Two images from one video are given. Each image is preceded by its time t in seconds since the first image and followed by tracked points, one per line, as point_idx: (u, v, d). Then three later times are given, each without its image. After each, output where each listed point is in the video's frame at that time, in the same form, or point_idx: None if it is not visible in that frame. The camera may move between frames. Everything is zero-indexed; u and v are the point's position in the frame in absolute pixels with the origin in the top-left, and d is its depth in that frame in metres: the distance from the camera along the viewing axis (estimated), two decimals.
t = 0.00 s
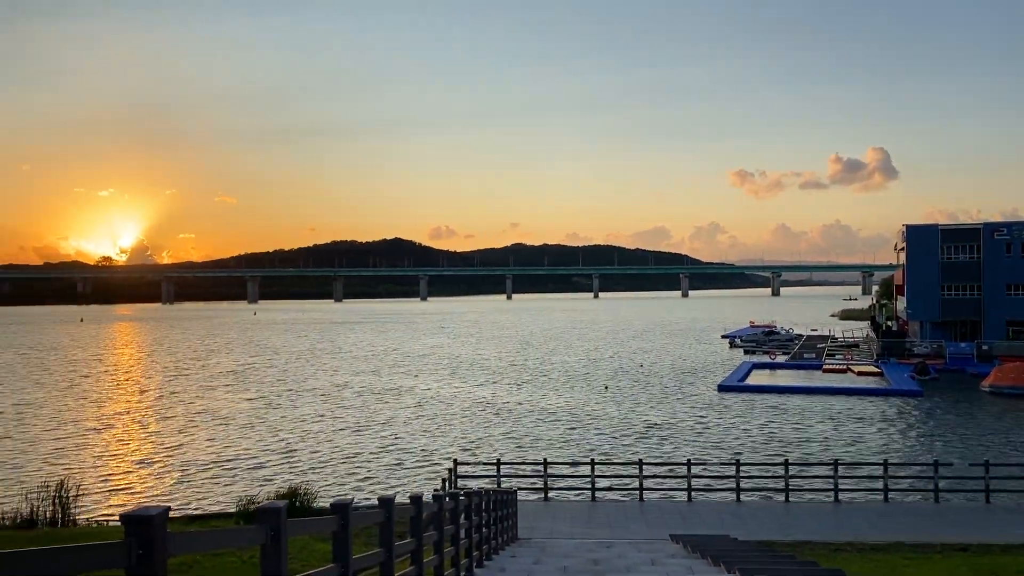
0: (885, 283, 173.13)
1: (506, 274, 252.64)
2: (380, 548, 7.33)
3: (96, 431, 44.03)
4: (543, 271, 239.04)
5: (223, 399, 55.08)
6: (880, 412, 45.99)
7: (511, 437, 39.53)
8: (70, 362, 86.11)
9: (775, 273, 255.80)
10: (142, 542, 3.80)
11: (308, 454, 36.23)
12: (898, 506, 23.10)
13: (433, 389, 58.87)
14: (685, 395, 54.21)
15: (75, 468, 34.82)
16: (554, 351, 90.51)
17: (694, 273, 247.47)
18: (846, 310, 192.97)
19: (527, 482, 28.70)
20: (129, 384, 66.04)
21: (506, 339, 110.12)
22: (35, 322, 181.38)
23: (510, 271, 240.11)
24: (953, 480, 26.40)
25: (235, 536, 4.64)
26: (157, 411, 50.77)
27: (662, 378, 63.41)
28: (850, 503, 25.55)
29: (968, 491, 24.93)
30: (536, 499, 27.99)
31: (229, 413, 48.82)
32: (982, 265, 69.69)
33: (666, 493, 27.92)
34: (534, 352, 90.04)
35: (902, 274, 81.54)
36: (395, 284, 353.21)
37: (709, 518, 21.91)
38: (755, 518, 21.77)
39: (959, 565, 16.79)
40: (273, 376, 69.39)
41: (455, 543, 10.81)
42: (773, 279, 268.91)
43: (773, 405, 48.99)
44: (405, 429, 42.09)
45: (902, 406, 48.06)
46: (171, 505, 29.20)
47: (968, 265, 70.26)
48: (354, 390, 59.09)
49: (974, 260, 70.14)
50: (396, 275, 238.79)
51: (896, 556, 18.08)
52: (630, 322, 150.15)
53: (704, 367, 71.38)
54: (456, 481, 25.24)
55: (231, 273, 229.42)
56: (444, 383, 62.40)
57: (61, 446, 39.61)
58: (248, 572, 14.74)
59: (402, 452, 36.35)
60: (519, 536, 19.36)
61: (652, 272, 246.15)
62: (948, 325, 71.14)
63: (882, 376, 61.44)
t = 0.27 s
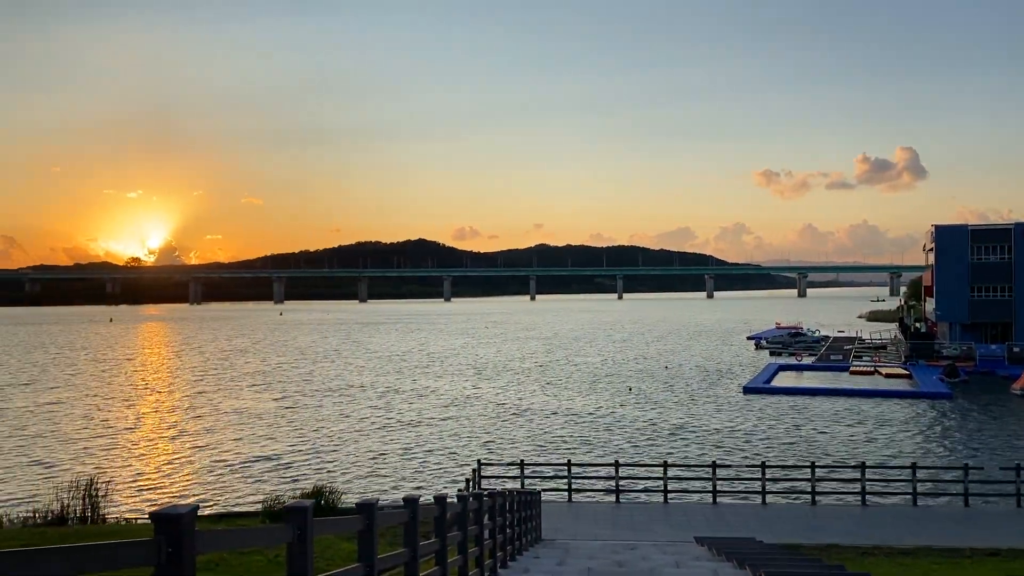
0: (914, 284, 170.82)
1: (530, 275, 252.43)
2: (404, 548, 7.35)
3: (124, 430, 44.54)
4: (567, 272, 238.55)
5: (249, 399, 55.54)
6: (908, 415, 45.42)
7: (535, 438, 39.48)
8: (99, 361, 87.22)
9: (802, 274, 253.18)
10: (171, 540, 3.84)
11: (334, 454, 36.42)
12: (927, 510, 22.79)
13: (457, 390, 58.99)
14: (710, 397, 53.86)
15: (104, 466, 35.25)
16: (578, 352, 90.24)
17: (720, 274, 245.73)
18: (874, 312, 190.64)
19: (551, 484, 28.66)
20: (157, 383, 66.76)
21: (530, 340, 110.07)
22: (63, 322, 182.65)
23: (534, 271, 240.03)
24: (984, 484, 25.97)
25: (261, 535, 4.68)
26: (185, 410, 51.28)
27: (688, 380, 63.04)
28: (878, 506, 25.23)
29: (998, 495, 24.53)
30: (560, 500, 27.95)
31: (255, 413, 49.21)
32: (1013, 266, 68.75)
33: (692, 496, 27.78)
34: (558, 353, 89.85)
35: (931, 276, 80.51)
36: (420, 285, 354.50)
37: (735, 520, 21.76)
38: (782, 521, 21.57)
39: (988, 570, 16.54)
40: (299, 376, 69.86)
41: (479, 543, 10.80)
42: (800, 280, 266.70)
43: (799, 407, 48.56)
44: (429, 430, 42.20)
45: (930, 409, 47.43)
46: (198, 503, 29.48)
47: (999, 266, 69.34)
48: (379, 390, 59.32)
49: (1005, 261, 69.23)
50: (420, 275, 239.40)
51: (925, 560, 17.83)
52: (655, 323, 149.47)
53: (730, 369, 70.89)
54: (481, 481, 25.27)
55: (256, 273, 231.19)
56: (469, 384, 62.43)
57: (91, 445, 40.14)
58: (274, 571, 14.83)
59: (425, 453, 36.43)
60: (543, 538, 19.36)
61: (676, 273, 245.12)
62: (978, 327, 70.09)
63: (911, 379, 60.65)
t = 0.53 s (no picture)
0: (940, 285, 168.82)
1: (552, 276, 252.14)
2: (427, 548, 7.37)
3: (150, 429, 44.97)
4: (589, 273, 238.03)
5: (274, 398, 56.03)
6: (935, 417, 44.89)
7: (556, 439, 39.41)
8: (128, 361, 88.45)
9: (826, 275, 250.89)
10: (197, 539, 3.87)
11: (356, 454, 36.56)
12: (955, 514, 22.50)
13: (480, 390, 59.15)
14: (733, 398, 53.51)
15: (131, 465, 35.70)
16: (600, 354, 90.00)
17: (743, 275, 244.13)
18: (899, 313, 188.54)
19: (573, 485, 28.59)
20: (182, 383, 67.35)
21: (552, 341, 109.92)
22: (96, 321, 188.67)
23: (555, 273, 240.16)
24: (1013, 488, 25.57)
25: (286, 534, 4.71)
26: (211, 410, 51.83)
27: (711, 381, 62.69)
28: (904, 509, 24.94)
29: None
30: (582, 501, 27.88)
31: (279, 412, 49.63)
32: None
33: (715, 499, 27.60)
34: (580, 354, 89.67)
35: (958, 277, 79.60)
36: (442, 286, 355.72)
37: (758, 522, 21.61)
38: (806, 524, 21.37)
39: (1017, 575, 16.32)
40: (323, 376, 70.35)
41: (501, 543, 10.79)
42: (824, 281, 264.68)
43: (824, 409, 48.12)
44: (450, 430, 42.26)
45: (958, 411, 46.84)
46: (223, 502, 29.77)
47: None
48: (402, 390, 59.59)
49: None
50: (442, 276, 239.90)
51: (953, 565, 17.61)
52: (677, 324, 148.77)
53: (753, 370, 70.50)
54: (503, 482, 25.26)
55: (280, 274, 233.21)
56: (490, 385, 62.48)
57: (118, 444, 40.68)
58: (297, 570, 14.92)
59: (447, 452, 36.57)
60: (565, 539, 19.32)
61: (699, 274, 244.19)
62: (1006, 328, 69.13)
63: (938, 381, 59.94)
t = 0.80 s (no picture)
0: (966, 286, 166.76)
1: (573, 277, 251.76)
2: (448, 549, 7.38)
3: (175, 429, 45.38)
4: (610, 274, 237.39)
5: (296, 398, 56.31)
6: (960, 419, 44.38)
7: (577, 440, 39.36)
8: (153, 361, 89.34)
9: (849, 276, 248.70)
10: (221, 539, 3.90)
11: (378, 454, 36.71)
12: (981, 518, 22.24)
13: (501, 391, 59.08)
14: (755, 400, 53.17)
15: (155, 464, 36.03)
16: (621, 354, 89.75)
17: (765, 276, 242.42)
18: (923, 314, 186.41)
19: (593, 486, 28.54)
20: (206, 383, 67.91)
21: (573, 342, 109.73)
22: (123, 321, 190.14)
23: (576, 274, 239.88)
24: None
25: (308, 534, 4.75)
26: (234, 410, 52.22)
27: (733, 383, 62.32)
28: (928, 513, 24.68)
29: None
30: (602, 503, 27.82)
31: (301, 412, 49.85)
32: None
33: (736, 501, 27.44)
34: (601, 355, 89.45)
35: (984, 277, 78.58)
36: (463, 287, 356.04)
37: (780, 525, 21.46)
38: (829, 527, 21.21)
39: None
40: (345, 376, 70.67)
41: (521, 544, 10.79)
42: (848, 282, 262.22)
43: (847, 411, 47.71)
44: (471, 431, 42.32)
45: (984, 414, 46.24)
46: (246, 501, 29.98)
47: None
48: (423, 391, 59.70)
49: None
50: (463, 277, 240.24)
51: (978, 569, 17.42)
52: (699, 325, 147.95)
53: (776, 372, 69.99)
54: (523, 483, 25.25)
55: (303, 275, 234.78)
56: (511, 386, 62.47)
57: (143, 443, 41.04)
58: (318, 569, 14.99)
59: (468, 453, 36.57)
60: (586, 541, 19.30)
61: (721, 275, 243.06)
62: None
63: (964, 383, 59.21)
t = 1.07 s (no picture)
0: (991, 287, 164.76)
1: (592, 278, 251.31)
2: (469, 549, 7.40)
3: (198, 429, 45.78)
4: (630, 275, 236.81)
5: (317, 399, 56.62)
6: (985, 422, 43.87)
7: (597, 441, 39.28)
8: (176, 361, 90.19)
9: (872, 276, 246.40)
10: (244, 538, 3.93)
11: (398, 454, 36.82)
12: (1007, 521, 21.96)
13: (520, 392, 59.08)
14: (777, 402, 52.82)
15: (178, 463, 36.38)
16: (641, 356, 89.46)
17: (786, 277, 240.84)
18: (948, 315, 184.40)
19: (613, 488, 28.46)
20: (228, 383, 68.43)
21: (593, 343, 109.51)
22: (147, 321, 195.48)
23: (596, 275, 239.56)
24: None
25: (329, 534, 4.77)
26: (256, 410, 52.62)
27: (754, 384, 61.95)
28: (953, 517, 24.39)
29: None
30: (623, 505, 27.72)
31: (322, 413, 50.07)
32: None
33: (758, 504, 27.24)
34: (621, 356, 89.21)
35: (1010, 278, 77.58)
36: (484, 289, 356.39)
37: (802, 528, 21.29)
38: (852, 530, 21.03)
39: None
40: (366, 376, 71.00)
41: (541, 546, 10.79)
42: (870, 283, 259.86)
43: (870, 413, 47.30)
44: (491, 432, 42.36)
45: (1009, 416, 45.66)
46: (267, 501, 30.17)
47: None
48: (443, 391, 59.81)
49: None
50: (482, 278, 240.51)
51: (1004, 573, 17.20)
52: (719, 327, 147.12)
53: (798, 374, 69.49)
54: (544, 484, 25.23)
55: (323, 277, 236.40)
56: (531, 386, 62.43)
57: (166, 442, 41.42)
58: (338, 568, 15.07)
59: (488, 454, 36.60)
60: (606, 542, 19.25)
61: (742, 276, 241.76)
62: None
63: (989, 385, 58.48)
